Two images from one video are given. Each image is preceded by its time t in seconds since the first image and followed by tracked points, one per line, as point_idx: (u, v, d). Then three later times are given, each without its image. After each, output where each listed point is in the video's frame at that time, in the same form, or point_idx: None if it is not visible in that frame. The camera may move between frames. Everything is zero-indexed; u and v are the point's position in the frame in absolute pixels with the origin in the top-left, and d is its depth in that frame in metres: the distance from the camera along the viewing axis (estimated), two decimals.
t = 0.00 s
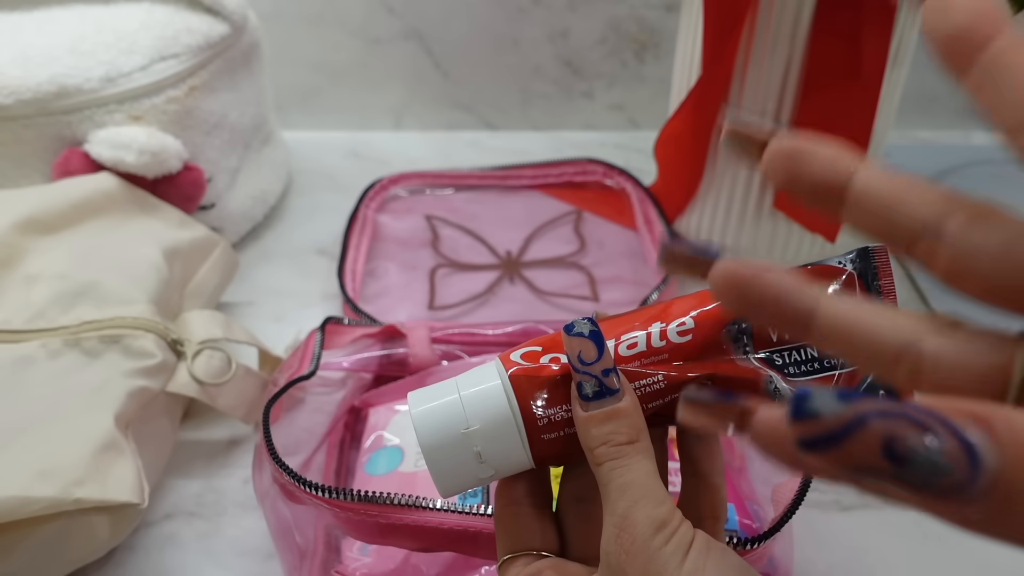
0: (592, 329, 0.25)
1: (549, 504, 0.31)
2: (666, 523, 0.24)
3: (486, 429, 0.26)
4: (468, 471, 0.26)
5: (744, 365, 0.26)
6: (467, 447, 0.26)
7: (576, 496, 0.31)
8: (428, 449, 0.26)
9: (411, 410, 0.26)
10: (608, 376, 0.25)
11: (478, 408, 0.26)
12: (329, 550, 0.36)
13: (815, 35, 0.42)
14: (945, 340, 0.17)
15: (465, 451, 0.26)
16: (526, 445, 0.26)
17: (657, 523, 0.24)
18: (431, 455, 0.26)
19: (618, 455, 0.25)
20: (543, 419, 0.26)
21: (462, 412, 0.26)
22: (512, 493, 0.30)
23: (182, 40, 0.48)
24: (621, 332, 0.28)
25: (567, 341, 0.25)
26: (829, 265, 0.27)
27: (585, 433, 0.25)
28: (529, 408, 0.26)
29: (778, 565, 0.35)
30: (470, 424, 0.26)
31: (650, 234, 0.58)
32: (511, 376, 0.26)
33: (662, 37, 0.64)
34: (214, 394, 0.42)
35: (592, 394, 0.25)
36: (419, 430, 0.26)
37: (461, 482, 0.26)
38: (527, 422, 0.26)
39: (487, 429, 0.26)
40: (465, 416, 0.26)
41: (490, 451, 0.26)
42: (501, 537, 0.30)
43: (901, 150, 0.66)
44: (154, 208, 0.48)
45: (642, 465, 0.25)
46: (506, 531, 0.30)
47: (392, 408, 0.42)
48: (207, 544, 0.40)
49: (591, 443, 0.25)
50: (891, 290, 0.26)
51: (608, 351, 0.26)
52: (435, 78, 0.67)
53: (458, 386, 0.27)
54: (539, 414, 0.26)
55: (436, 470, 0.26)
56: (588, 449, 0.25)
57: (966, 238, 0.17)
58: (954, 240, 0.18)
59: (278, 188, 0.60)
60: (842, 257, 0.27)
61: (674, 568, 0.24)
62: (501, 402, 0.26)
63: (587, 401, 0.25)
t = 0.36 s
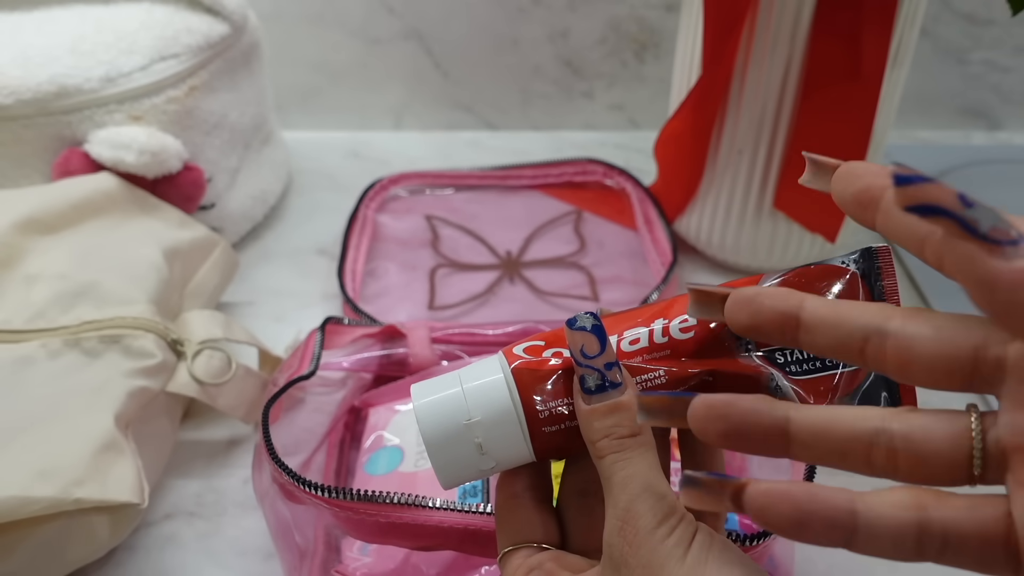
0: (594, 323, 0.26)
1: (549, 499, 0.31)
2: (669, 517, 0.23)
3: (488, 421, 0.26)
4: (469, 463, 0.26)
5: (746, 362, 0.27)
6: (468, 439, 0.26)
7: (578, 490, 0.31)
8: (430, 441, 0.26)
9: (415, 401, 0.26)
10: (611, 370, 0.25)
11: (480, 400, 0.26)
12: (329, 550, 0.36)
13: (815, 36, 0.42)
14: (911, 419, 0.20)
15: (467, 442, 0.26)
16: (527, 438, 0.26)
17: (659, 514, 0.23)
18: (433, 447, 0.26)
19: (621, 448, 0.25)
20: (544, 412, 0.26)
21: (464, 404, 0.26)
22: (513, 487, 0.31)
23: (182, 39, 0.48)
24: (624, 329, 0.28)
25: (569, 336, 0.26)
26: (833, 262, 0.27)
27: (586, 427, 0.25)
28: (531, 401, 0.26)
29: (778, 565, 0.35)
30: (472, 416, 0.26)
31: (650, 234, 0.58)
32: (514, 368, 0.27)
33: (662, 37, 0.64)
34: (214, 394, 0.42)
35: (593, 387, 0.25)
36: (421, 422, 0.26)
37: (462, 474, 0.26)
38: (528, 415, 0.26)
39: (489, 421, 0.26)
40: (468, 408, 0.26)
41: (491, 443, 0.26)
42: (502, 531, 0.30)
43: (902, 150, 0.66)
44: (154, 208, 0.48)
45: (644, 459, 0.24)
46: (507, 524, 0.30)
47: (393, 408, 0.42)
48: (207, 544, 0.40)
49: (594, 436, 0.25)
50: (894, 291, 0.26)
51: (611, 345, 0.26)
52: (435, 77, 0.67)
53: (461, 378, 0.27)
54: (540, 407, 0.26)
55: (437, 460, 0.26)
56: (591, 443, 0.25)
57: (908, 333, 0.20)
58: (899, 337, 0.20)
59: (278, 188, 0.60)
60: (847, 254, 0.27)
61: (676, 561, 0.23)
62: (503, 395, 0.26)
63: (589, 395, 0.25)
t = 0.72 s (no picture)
0: (588, 325, 0.25)
1: (548, 500, 0.31)
2: (665, 515, 0.25)
3: (484, 424, 0.26)
4: (466, 466, 0.26)
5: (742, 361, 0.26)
6: (464, 442, 0.26)
7: (577, 491, 0.31)
8: (427, 445, 0.26)
9: (410, 406, 0.26)
10: (604, 370, 0.25)
11: (475, 403, 0.26)
12: (328, 550, 0.36)
13: (815, 36, 0.42)
14: None
15: (462, 446, 0.26)
16: (524, 440, 0.26)
17: (654, 515, 0.25)
18: (429, 451, 0.26)
19: (617, 448, 0.25)
20: (539, 414, 0.26)
21: (460, 408, 0.26)
22: (512, 487, 0.30)
23: (182, 40, 0.48)
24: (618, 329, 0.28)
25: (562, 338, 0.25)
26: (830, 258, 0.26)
27: (581, 427, 0.25)
28: (526, 404, 0.26)
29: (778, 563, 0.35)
30: (467, 419, 0.26)
31: (650, 233, 0.58)
32: (508, 372, 0.26)
33: (662, 37, 0.64)
34: (214, 395, 0.42)
35: (588, 389, 0.25)
36: (417, 426, 0.26)
37: (459, 476, 0.26)
38: (524, 417, 0.26)
39: (485, 424, 0.26)
40: (463, 410, 0.26)
41: (487, 446, 0.26)
42: (501, 532, 0.30)
43: (902, 150, 0.66)
44: (154, 208, 0.48)
45: (640, 457, 0.25)
46: (507, 525, 0.30)
47: (392, 409, 0.42)
48: (207, 545, 0.40)
49: (589, 436, 0.25)
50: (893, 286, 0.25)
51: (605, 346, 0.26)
52: (435, 78, 0.67)
53: (456, 382, 0.27)
54: (535, 409, 0.26)
55: (433, 463, 0.26)
56: (585, 443, 0.25)
57: None
58: None
59: (278, 188, 0.60)
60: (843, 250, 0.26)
61: (673, 559, 0.24)
62: (499, 398, 0.26)
63: (584, 396, 0.25)
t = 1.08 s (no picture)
0: (588, 328, 0.25)
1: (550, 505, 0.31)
2: (667, 521, 0.25)
3: (485, 428, 0.26)
4: (467, 470, 0.26)
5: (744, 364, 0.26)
6: (465, 446, 0.26)
7: (579, 496, 0.31)
8: (427, 449, 0.26)
9: (411, 410, 0.26)
10: (604, 375, 0.25)
11: (475, 407, 0.26)
12: (329, 550, 0.36)
13: (815, 35, 0.42)
14: None
15: (463, 449, 0.26)
16: (525, 444, 0.26)
17: (656, 521, 0.25)
18: (429, 455, 0.26)
19: (617, 453, 0.25)
20: (540, 418, 0.26)
21: (460, 411, 0.26)
22: (512, 493, 0.30)
23: (182, 40, 0.48)
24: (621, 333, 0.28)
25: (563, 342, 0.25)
26: (833, 263, 0.26)
27: (581, 432, 0.25)
28: (527, 407, 0.26)
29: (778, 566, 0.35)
30: (468, 423, 0.26)
31: (650, 234, 0.58)
32: (508, 375, 0.26)
33: (662, 37, 0.64)
34: (214, 395, 0.42)
35: (588, 394, 0.25)
36: (417, 429, 0.26)
37: (459, 480, 0.26)
38: (525, 421, 0.26)
39: (486, 428, 0.26)
40: (464, 414, 0.26)
41: (488, 450, 0.26)
42: (502, 538, 0.30)
43: (902, 150, 0.66)
44: (154, 208, 0.48)
45: (641, 462, 0.25)
46: (508, 530, 0.30)
47: (392, 408, 0.42)
48: (207, 545, 0.40)
49: (590, 441, 0.25)
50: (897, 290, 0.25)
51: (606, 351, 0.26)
52: (435, 78, 0.67)
53: (457, 386, 0.26)
54: (536, 412, 0.26)
55: (433, 468, 0.26)
56: (587, 448, 0.25)
57: None
58: None
59: (278, 188, 0.60)
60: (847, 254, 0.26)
61: (675, 567, 0.24)
62: (500, 402, 0.26)
63: (585, 401, 0.25)
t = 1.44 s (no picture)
0: (587, 331, 0.25)
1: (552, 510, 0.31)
2: (669, 528, 0.25)
3: (486, 434, 0.26)
4: (468, 477, 0.26)
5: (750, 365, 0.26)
6: (466, 452, 0.26)
7: (583, 500, 0.31)
8: (427, 454, 0.26)
9: (410, 415, 0.26)
10: (603, 378, 0.25)
11: (476, 413, 0.26)
12: (329, 548, 0.36)
13: (815, 35, 0.42)
14: None
15: (464, 455, 0.26)
16: (527, 449, 0.26)
17: (657, 528, 0.25)
18: (430, 461, 0.26)
19: (617, 457, 0.25)
20: (543, 423, 0.26)
21: (461, 417, 0.26)
22: (512, 500, 0.30)
23: (182, 40, 0.48)
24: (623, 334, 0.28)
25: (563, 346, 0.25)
26: (838, 261, 0.26)
27: (583, 437, 0.25)
28: (529, 411, 0.26)
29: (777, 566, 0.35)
30: (468, 429, 0.26)
31: (650, 233, 0.58)
32: (509, 379, 0.26)
33: (662, 37, 0.64)
34: (214, 395, 0.42)
35: (588, 397, 0.25)
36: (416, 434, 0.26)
37: (460, 487, 0.26)
38: (527, 426, 0.26)
39: (487, 433, 0.26)
40: (464, 420, 0.26)
41: (490, 456, 0.26)
42: (505, 544, 0.30)
43: (901, 150, 0.66)
44: (154, 208, 0.48)
45: (643, 468, 0.25)
46: (511, 538, 0.30)
47: (393, 409, 0.42)
48: (207, 544, 0.40)
49: (590, 445, 0.25)
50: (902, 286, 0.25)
51: (606, 354, 0.26)
52: (435, 78, 0.67)
53: (456, 390, 0.26)
54: (539, 417, 0.26)
55: (434, 472, 0.26)
56: (587, 452, 0.25)
57: None
58: None
59: (278, 188, 0.60)
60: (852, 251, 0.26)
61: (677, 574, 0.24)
62: (501, 406, 0.26)
63: (584, 405, 0.25)
